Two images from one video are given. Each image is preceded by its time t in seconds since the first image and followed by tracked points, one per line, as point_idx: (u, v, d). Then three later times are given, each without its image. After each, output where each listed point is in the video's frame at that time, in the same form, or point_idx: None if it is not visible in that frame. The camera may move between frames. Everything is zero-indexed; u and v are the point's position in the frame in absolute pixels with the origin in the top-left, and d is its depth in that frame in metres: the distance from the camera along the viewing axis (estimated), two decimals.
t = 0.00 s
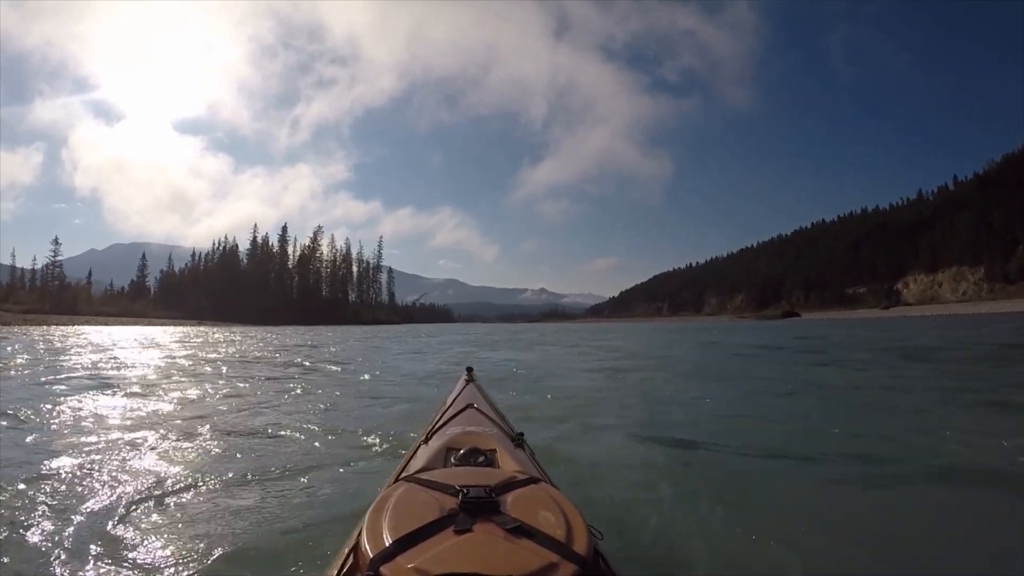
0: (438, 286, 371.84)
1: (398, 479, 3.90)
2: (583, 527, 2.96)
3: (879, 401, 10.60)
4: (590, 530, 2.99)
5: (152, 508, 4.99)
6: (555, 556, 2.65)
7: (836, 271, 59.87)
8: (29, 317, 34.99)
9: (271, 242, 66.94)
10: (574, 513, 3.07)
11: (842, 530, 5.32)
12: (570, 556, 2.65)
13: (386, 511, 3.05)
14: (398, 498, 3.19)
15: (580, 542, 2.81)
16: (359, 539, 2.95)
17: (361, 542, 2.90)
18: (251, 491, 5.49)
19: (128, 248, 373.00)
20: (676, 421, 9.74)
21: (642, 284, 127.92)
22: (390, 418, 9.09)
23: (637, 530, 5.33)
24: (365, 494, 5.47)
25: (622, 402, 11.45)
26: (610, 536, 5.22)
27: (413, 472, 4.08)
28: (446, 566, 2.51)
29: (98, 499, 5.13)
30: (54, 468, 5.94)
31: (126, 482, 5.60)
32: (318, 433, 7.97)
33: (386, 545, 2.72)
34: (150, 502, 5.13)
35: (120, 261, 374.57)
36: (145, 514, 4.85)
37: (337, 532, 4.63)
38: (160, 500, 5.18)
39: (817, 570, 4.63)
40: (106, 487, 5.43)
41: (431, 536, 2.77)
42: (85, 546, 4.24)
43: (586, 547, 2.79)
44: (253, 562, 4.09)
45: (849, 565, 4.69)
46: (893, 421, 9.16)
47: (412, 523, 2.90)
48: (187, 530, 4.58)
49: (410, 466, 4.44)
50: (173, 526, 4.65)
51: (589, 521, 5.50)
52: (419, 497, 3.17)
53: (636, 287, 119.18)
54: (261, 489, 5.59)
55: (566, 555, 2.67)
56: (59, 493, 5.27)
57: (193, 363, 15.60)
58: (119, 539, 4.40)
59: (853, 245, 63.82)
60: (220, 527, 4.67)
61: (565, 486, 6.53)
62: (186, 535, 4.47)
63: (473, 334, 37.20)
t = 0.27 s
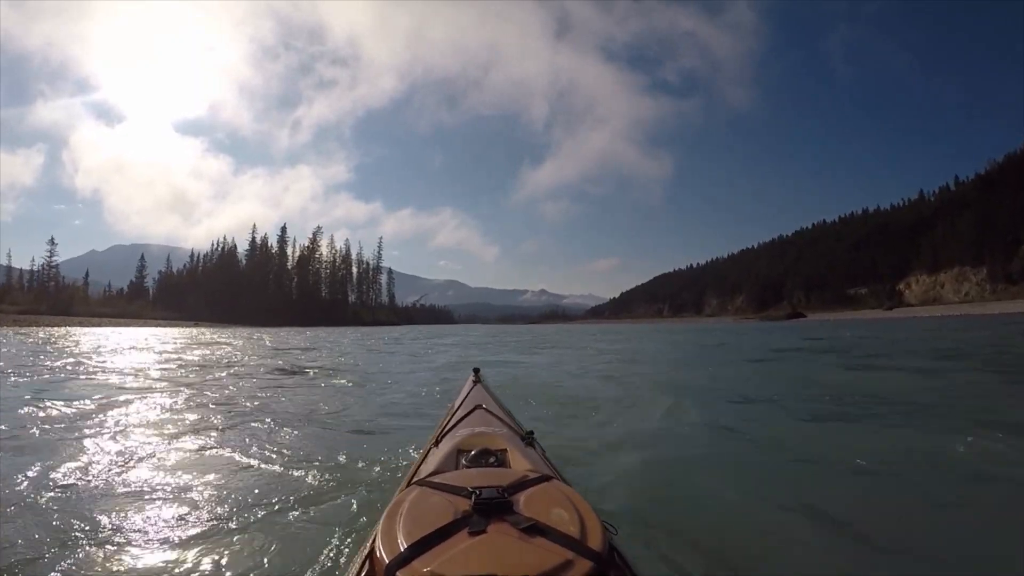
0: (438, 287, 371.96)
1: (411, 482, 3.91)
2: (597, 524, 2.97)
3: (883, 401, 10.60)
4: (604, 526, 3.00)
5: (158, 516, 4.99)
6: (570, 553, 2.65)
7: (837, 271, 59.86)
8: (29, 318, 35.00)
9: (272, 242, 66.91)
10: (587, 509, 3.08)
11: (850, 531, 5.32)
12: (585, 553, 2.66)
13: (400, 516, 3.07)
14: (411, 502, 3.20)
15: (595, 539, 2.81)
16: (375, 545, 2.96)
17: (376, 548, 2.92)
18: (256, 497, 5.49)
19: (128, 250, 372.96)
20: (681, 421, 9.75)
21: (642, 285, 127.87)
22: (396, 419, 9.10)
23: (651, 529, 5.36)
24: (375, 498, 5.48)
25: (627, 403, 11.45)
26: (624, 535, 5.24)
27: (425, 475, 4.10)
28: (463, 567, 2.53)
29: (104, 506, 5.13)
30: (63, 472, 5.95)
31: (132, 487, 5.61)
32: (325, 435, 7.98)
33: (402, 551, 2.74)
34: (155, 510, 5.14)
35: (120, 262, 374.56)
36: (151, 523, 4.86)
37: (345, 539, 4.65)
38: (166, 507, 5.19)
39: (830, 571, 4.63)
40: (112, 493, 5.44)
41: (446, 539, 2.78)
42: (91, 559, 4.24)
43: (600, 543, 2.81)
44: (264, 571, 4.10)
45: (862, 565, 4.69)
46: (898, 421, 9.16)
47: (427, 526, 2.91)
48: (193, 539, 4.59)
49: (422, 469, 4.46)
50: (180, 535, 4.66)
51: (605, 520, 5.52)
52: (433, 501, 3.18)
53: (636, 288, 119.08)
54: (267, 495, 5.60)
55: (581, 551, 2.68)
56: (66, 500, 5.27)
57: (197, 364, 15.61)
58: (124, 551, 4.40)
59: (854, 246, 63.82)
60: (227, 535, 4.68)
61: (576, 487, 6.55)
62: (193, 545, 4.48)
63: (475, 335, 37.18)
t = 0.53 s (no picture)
0: (439, 288, 372.11)
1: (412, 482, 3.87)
2: (598, 525, 2.93)
3: (885, 400, 10.56)
4: (605, 527, 2.96)
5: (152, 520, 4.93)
6: (571, 554, 2.62)
7: (839, 270, 59.77)
8: (29, 322, 34.96)
9: (272, 245, 66.92)
10: (588, 510, 3.05)
11: (853, 529, 5.28)
12: (586, 554, 2.63)
13: (400, 515, 3.03)
14: (412, 502, 3.17)
15: (596, 540, 2.78)
16: (375, 545, 2.93)
17: (377, 547, 2.88)
18: (259, 498, 5.50)
19: (129, 253, 373.43)
20: (683, 421, 9.70)
21: (643, 285, 127.78)
22: (398, 421, 9.07)
23: (654, 530, 5.31)
24: (379, 500, 5.47)
25: (628, 403, 11.42)
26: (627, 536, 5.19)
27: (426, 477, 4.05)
28: (464, 568, 2.49)
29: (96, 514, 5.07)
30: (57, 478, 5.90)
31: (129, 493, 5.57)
32: (327, 436, 7.96)
33: (402, 550, 2.70)
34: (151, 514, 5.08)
35: (120, 265, 374.75)
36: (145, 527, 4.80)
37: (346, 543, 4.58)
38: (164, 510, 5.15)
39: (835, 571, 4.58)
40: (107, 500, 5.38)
41: (447, 538, 2.75)
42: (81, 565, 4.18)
43: (602, 545, 2.77)
44: None
45: (867, 566, 4.64)
46: (902, 420, 9.11)
47: (429, 526, 2.88)
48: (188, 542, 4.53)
49: (423, 469, 4.42)
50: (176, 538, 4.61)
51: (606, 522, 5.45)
52: (434, 501, 3.15)
53: (637, 288, 118.99)
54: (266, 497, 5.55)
55: (581, 552, 2.64)
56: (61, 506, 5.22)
57: (199, 366, 15.62)
58: (115, 557, 4.34)
59: (855, 245, 63.74)
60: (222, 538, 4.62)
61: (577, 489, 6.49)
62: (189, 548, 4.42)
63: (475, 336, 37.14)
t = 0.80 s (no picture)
0: (439, 288, 372.09)
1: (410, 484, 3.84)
2: (595, 532, 2.90)
3: (886, 400, 10.53)
4: (601, 534, 2.93)
5: (144, 518, 4.88)
6: (566, 561, 2.59)
7: (840, 270, 59.73)
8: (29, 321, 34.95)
9: (272, 244, 66.81)
10: (585, 517, 3.01)
11: (853, 530, 5.24)
12: (582, 562, 2.60)
13: (397, 515, 3.01)
14: (409, 502, 3.14)
15: (592, 547, 2.74)
16: (370, 545, 2.90)
17: (373, 547, 2.85)
18: (260, 496, 5.51)
19: (128, 253, 373.35)
20: (682, 421, 9.66)
21: (643, 285, 127.72)
22: (397, 421, 9.05)
23: (648, 532, 5.22)
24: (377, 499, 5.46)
25: (628, 403, 11.41)
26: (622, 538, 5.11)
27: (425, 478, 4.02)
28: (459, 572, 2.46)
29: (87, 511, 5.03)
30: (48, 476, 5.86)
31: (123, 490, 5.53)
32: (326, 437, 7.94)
33: (398, 551, 2.67)
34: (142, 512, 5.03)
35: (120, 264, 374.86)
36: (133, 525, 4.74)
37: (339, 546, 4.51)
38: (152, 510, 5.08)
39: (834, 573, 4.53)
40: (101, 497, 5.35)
41: (443, 541, 2.72)
42: (79, 559, 4.19)
43: (597, 552, 2.73)
44: None
45: (866, 568, 4.58)
46: (902, 420, 9.09)
47: (425, 528, 2.85)
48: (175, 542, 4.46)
49: (421, 471, 4.39)
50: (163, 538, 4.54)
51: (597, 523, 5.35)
52: (432, 502, 3.12)
53: (637, 287, 118.93)
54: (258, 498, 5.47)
55: (577, 559, 2.61)
56: (53, 503, 5.20)
57: (198, 365, 15.59)
58: (112, 551, 4.33)
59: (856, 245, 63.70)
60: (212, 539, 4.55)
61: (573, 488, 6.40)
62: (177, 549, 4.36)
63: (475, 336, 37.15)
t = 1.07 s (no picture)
0: (438, 288, 371.84)
1: (407, 477, 3.79)
2: (592, 527, 2.85)
3: (886, 400, 10.49)
4: (599, 530, 2.88)
5: (130, 523, 4.81)
6: (563, 556, 2.54)
7: (840, 270, 59.72)
8: (28, 321, 34.88)
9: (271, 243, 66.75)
10: (583, 514, 2.96)
11: (854, 530, 5.19)
12: (578, 557, 2.55)
13: (394, 507, 2.96)
14: (407, 495, 3.09)
15: (589, 543, 2.70)
16: (367, 537, 2.86)
17: (369, 539, 2.81)
18: (257, 496, 5.50)
19: (128, 252, 373.14)
20: (681, 420, 9.64)
21: (643, 286, 127.70)
22: (395, 420, 9.02)
23: (646, 530, 5.17)
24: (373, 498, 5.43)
25: (627, 402, 11.38)
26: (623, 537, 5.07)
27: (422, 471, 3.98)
28: (457, 565, 2.42)
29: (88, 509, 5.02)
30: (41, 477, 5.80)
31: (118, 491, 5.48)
32: (324, 435, 7.90)
33: (395, 542, 2.63)
34: (134, 513, 4.99)
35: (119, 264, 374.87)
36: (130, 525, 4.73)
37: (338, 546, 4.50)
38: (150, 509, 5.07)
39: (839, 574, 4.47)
40: (91, 498, 5.28)
41: (440, 534, 2.67)
42: (74, 558, 4.18)
43: (594, 548, 2.69)
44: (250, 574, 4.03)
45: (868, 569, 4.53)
46: (902, 419, 9.06)
47: (423, 520, 2.80)
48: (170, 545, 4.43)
49: (419, 464, 4.34)
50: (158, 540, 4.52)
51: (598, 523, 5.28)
52: (429, 495, 3.07)
53: (636, 288, 118.93)
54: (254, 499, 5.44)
55: (574, 554, 2.56)
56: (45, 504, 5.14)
57: (196, 364, 15.54)
58: (107, 550, 4.31)
59: (856, 245, 63.71)
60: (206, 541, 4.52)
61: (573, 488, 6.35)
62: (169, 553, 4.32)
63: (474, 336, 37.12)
